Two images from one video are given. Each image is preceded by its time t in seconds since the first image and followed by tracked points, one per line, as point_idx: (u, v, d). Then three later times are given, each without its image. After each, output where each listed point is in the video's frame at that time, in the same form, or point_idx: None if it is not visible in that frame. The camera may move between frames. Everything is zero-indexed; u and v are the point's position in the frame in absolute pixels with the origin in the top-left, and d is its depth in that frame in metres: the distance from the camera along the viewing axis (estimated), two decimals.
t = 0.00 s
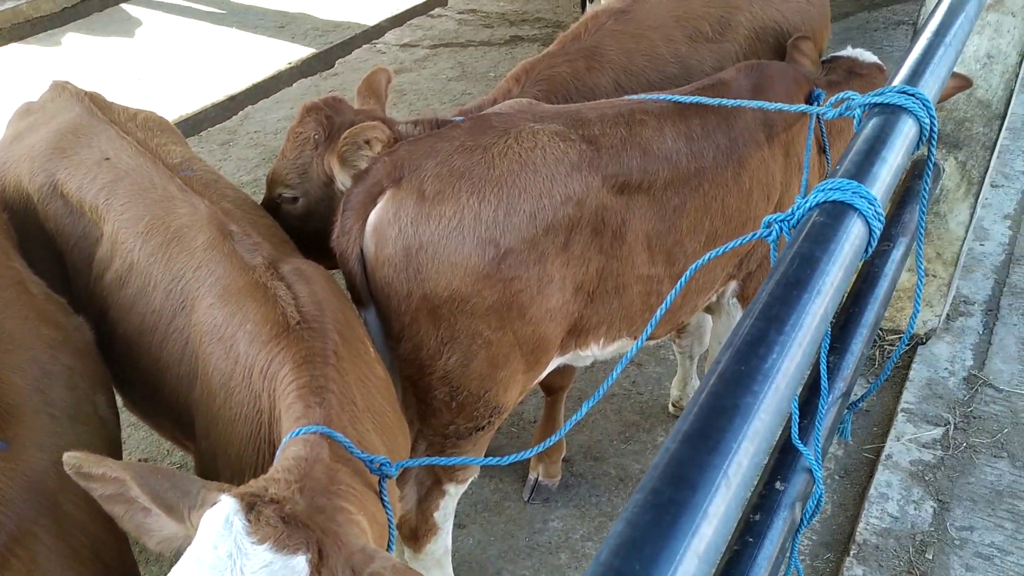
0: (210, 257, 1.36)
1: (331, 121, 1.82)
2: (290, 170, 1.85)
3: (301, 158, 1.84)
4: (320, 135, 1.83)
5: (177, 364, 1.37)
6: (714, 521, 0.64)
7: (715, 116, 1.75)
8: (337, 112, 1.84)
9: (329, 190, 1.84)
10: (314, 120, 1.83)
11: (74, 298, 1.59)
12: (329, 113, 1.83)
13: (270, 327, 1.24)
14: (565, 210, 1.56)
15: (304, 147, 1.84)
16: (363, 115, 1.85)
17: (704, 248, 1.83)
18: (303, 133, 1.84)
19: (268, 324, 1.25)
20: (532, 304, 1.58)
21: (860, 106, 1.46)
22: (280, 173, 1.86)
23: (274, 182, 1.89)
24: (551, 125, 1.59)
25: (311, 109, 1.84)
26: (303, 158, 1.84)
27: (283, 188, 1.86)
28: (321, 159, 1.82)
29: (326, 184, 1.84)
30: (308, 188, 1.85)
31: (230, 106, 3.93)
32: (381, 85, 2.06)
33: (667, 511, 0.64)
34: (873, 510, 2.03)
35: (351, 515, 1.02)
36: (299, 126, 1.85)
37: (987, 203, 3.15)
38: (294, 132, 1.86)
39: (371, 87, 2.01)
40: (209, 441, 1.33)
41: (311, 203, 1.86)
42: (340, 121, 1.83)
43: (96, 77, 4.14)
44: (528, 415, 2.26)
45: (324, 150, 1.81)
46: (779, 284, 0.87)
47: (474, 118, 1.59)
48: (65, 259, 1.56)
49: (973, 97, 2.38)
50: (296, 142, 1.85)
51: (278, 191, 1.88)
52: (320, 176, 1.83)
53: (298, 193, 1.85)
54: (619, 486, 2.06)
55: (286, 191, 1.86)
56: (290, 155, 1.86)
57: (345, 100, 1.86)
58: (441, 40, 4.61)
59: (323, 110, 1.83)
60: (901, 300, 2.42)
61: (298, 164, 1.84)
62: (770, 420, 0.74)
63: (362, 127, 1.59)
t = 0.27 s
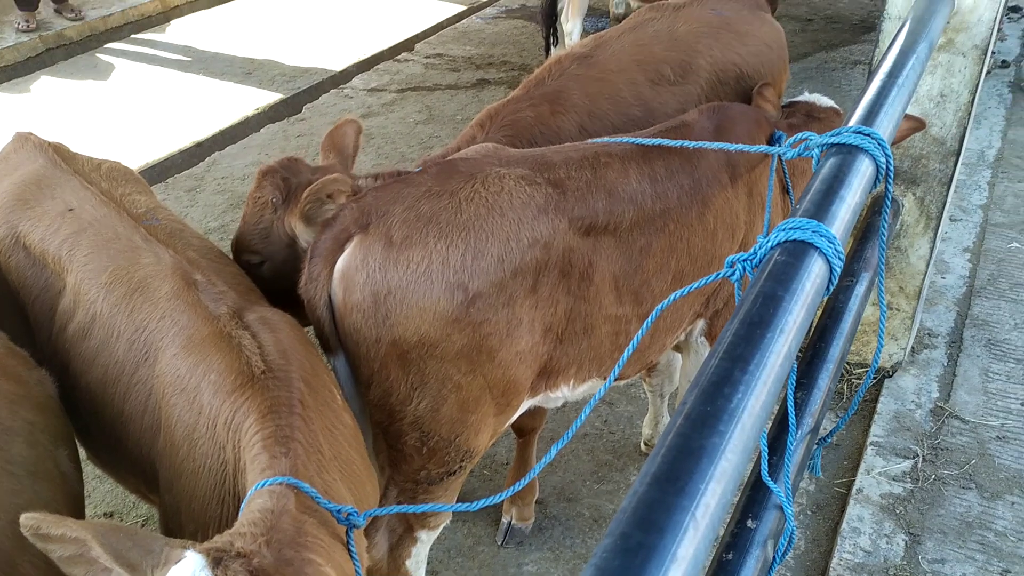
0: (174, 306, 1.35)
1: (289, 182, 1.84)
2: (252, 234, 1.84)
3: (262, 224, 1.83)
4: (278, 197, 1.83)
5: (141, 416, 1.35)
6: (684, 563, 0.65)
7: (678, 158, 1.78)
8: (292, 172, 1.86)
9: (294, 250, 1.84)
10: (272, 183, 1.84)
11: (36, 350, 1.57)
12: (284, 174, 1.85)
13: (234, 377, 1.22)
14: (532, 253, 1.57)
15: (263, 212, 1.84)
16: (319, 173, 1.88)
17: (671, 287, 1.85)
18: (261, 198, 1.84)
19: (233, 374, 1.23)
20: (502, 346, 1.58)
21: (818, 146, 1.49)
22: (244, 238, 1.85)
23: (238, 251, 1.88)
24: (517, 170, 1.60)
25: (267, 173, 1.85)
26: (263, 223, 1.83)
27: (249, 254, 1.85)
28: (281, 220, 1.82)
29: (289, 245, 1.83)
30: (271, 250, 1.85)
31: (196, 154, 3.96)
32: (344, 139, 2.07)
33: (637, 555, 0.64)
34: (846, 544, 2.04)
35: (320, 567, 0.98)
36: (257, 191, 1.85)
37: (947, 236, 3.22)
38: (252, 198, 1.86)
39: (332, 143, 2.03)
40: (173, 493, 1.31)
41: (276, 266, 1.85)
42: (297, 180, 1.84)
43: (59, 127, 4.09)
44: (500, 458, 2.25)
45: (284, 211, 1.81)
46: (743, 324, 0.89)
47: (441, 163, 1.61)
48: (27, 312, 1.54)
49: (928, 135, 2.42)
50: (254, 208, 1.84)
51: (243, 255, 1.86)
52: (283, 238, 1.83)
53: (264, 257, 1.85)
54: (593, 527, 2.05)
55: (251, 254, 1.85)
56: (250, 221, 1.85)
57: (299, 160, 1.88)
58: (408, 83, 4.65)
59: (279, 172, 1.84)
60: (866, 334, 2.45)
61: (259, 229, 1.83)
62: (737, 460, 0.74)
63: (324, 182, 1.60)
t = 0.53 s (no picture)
0: (143, 344, 1.34)
1: (257, 234, 1.86)
2: (226, 284, 1.83)
3: (235, 275, 1.82)
4: (248, 248, 1.84)
5: (110, 456, 1.33)
6: None
7: (650, 189, 1.80)
8: (258, 223, 1.88)
9: (268, 300, 1.83)
10: (239, 235, 1.84)
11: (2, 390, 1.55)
12: (252, 226, 1.87)
13: (205, 416, 1.21)
14: (507, 285, 1.57)
15: (235, 264, 1.83)
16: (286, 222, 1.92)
17: (647, 317, 1.86)
18: (230, 251, 1.83)
19: (203, 413, 1.21)
20: (477, 380, 1.58)
21: (786, 176, 1.52)
22: (217, 289, 1.84)
23: (212, 304, 1.86)
24: (490, 203, 1.61)
25: (234, 226, 1.86)
26: (235, 275, 1.82)
27: (224, 306, 1.83)
28: (254, 270, 1.83)
29: (264, 294, 1.82)
30: (245, 301, 1.83)
31: (168, 189, 3.94)
32: (310, 181, 2.08)
33: None
34: (824, 571, 2.04)
35: None
36: (225, 245, 1.84)
37: (917, 261, 3.28)
38: (221, 252, 1.84)
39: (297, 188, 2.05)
40: (143, 533, 1.29)
41: (252, 318, 1.84)
42: (265, 231, 1.87)
43: (30, 165, 4.05)
44: (477, 490, 2.24)
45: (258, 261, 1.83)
46: (714, 353, 0.89)
47: (415, 198, 1.61)
48: None
49: (893, 164, 2.45)
50: (225, 261, 1.83)
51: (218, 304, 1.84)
52: (257, 288, 1.82)
53: (239, 309, 1.83)
54: (572, 559, 2.04)
55: (225, 308, 1.83)
56: (222, 276, 1.83)
57: (263, 212, 1.90)
58: (382, 116, 4.68)
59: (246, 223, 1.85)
60: (839, 359, 2.48)
61: (233, 281, 1.82)
62: (711, 490, 0.75)
63: (300, 226, 1.56)
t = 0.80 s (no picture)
0: (101, 387, 1.32)
1: (222, 290, 1.85)
2: (195, 340, 1.81)
3: (203, 333, 1.80)
4: (215, 307, 1.82)
5: (65, 501, 1.31)
6: None
7: (615, 224, 1.82)
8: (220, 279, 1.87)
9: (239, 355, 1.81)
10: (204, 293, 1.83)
11: None
12: (216, 283, 1.86)
13: (162, 460, 1.19)
14: (472, 322, 1.57)
15: (202, 323, 1.81)
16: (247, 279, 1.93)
17: (613, 352, 1.86)
18: (197, 311, 1.81)
19: (160, 458, 1.19)
20: (443, 418, 1.57)
21: (746, 211, 1.53)
22: (186, 346, 1.82)
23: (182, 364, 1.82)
24: (455, 240, 1.62)
25: (197, 286, 1.84)
26: (203, 334, 1.80)
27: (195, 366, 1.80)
28: (223, 327, 1.81)
29: (233, 348, 1.80)
30: (213, 357, 1.80)
31: (137, 226, 3.94)
32: (270, 232, 2.07)
33: None
34: None
35: None
36: (190, 304, 1.82)
37: (883, 292, 3.32)
38: (186, 314, 1.83)
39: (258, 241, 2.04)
40: None
41: (222, 376, 1.81)
42: (230, 287, 1.86)
43: None
44: (448, 527, 2.22)
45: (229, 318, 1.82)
46: (675, 389, 0.89)
47: (379, 236, 1.62)
48: None
49: (856, 197, 2.46)
50: (192, 321, 1.81)
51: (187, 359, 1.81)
52: (226, 344, 1.80)
53: (208, 367, 1.80)
54: None
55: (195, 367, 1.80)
56: (190, 337, 1.81)
57: (225, 268, 1.89)
58: (354, 151, 4.70)
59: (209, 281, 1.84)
60: (807, 391, 2.50)
61: (201, 338, 1.80)
62: (668, 529, 0.75)
63: (265, 274, 1.58)
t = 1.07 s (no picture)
0: (41, 459, 1.30)
1: (178, 373, 1.81)
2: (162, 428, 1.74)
3: (169, 421, 1.74)
4: (175, 391, 1.77)
5: None
6: None
7: (565, 285, 1.84)
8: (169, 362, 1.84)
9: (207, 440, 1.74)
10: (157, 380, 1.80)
11: None
12: (168, 368, 1.81)
13: (99, 534, 1.16)
14: (424, 384, 1.57)
15: (166, 412, 1.75)
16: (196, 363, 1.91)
17: (564, 411, 1.87)
18: (157, 400, 1.75)
19: (98, 531, 1.17)
20: (395, 480, 1.56)
21: (692, 271, 1.57)
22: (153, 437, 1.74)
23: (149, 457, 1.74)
24: (406, 302, 1.63)
25: (151, 373, 1.79)
26: (169, 424, 1.74)
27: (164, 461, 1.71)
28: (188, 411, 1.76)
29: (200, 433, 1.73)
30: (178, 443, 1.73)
31: (90, 289, 3.90)
32: (188, 316, 2.07)
33: None
34: None
35: None
36: (150, 394, 1.76)
37: (835, 346, 3.39)
38: (143, 407, 1.76)
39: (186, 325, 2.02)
40: None
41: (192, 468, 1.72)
42: (183, 369, 1.82)
43: None
44: None
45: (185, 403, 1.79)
46: (620, 451, 0.97)
47: (330, 300, 1.62)
48: None
49: (804, 255, 2.51)
50: (156, 412, 1.75)
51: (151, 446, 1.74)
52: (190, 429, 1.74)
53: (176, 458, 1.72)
54: None
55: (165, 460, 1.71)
56: (157, 428, 1.74)
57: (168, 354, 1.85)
58: (313, 211, 4.72)
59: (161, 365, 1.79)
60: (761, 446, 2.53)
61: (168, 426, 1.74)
62: None
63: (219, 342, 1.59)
